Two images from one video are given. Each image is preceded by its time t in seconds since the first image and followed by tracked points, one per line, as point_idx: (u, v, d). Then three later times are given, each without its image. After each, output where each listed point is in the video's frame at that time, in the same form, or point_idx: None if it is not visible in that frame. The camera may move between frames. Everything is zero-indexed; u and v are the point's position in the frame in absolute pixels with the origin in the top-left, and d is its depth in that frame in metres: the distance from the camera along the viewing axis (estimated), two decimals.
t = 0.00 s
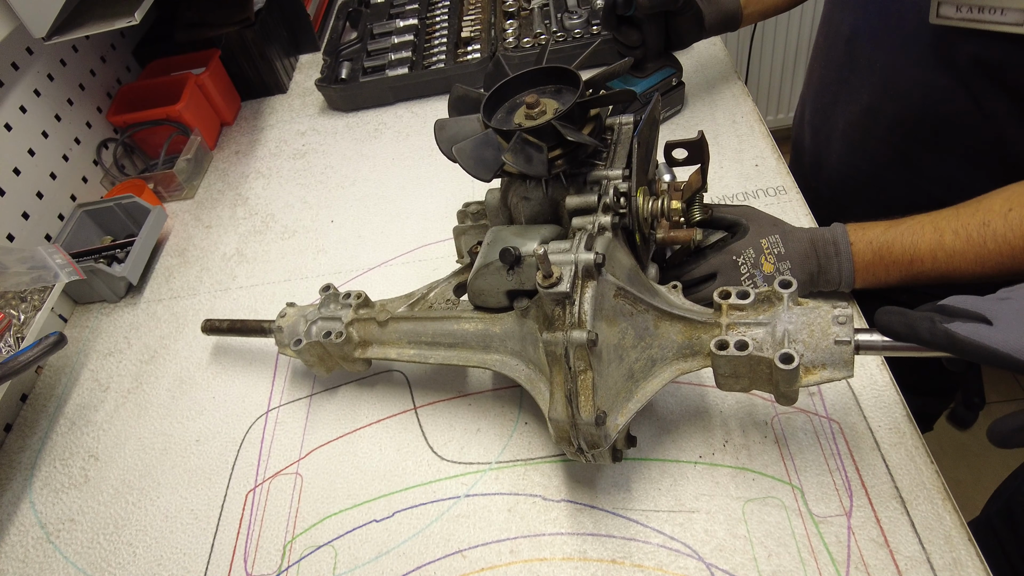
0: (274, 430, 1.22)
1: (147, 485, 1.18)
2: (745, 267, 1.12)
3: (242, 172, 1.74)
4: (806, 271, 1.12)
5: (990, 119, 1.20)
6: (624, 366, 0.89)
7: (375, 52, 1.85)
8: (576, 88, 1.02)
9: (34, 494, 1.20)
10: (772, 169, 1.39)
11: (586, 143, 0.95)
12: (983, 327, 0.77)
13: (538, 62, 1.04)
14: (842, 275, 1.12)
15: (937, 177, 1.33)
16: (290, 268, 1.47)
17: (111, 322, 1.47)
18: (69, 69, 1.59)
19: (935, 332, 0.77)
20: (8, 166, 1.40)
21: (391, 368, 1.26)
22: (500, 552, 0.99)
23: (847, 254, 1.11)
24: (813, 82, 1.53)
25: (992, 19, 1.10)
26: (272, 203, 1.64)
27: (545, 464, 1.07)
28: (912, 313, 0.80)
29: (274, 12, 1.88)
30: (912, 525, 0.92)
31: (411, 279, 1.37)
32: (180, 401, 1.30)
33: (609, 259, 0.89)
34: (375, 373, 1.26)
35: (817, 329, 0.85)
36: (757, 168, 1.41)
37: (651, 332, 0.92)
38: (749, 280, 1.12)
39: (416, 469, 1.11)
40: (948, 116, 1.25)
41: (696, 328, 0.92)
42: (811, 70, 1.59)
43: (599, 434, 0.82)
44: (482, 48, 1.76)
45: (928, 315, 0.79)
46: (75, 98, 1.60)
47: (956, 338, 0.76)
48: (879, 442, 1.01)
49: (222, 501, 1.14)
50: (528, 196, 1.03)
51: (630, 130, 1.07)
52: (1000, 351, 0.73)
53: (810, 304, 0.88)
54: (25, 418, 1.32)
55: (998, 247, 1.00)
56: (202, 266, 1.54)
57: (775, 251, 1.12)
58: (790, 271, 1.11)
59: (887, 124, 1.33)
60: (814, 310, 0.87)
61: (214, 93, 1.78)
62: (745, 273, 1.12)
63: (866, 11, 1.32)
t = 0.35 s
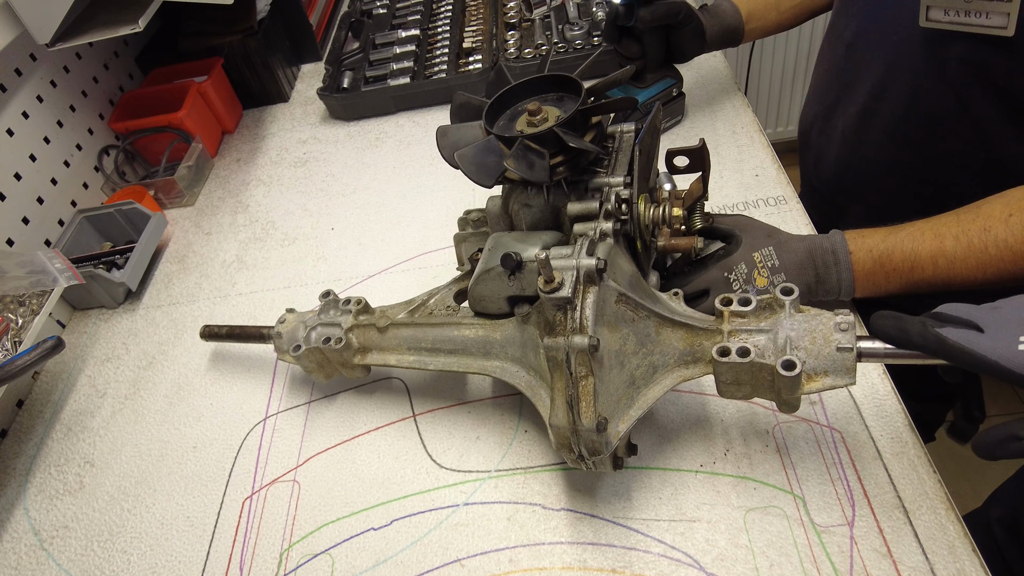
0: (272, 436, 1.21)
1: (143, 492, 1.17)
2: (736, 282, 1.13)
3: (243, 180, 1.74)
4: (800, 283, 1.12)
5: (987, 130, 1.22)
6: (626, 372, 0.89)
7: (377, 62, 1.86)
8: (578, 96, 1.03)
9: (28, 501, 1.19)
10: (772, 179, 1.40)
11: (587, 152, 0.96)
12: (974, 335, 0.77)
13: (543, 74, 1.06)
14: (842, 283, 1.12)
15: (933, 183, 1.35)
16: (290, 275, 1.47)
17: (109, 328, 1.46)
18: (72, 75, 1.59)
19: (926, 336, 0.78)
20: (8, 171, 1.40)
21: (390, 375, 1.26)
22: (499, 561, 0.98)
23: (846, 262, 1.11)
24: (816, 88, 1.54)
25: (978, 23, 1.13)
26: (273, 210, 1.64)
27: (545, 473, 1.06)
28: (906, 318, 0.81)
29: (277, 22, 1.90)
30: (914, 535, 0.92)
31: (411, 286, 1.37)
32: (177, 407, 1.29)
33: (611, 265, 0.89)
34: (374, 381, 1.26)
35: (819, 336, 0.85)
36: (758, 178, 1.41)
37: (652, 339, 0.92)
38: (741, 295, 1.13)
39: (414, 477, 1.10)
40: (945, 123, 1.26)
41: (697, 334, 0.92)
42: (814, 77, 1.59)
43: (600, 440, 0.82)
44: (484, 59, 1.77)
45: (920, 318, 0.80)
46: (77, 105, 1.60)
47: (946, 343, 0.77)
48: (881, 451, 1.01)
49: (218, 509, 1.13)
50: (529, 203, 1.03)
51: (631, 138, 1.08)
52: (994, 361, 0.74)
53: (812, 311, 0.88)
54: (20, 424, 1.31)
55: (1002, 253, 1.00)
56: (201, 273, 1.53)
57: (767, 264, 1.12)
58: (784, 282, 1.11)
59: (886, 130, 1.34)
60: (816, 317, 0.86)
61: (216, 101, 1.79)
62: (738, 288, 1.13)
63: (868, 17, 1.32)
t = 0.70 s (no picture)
0: (263, 444, 1.19)
1: (131, 499, 1.15)
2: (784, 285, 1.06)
3: (240, 185, 1.73)
4: (827, 286, 1.09)
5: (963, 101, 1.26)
6: (623, 381, 0.87)
7: (376, 69, 1.86)
8: (576, 102, 1.03)
9: (14, 508, 1.17)
10: (772, 189, 1.39)
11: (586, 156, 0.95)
12: (981, 326, 0.79)
13: (541, 80, 1.05)
14: (853, 284, 1.09)
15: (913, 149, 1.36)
16: (285, 280, 1.46)
17: (102, 333, 1.44)
18: (70, 79, 1.59)
19: (931, 331, 0.81)
20: (3, 174, 1.39)
21: (384, 384, 1.24)
22: (493, 573, 0.96)
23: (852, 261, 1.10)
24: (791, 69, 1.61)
25: None
26: (270, 216, 1.64)
27: (541, 483, 1.05)
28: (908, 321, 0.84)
29: (276, 29, 1.90)
30: (917, 549, 0.90)
31: (407, 293, 1.36)
32: (169, 413, 1.27)
33: (609, 271, 0.88)
34: (368, 389, 1.24)
35: (820, 345, 0.83)
36: (757, 188, 1.41)
37: (650, 346, 0.91)
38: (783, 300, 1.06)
39: (408, 486, 1.08)
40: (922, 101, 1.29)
41: (696, 342, 0.91)
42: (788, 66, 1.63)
43: (596, 450, 0.80)
44: (483, 67, 1.78)
45: (923, 316, 0.84)
46: (74, 109, 1.60)
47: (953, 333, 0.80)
48: (882, 463, 0.99)
49: (208, 517, 1.11)
50: (526, 209, 1.02)
51: (629, 145, 1.07)
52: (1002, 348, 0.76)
53: (812, 320, 0.87)
54: (8, 429, 1.29)
55: (990, 203, 1.00)
56: (196, 278, 1.52)
57: (801, 267, 1.08)
58: (815, 286, 1.08)
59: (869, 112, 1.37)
60: (816, 325, 0.85)
61: (214, 108, 1.78)
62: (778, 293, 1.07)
63: None
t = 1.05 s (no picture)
0: (256, 445, 1.18)
1: (121, 499, 1.13)
2: (759, 292, 1.06)
3: (238, 187, 1.73)
4: (820, 297, 1.08)
5: (942, 79, 1.33)
6: (621, 382, 0.87)
7: (376, 73, 1.87)
8: (576, 104, 1.02)
9: (2, 507, 1.15)
10: (771, 195, 1.39)
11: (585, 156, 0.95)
12: (1000, 353, 0.72)
13: (540, 81, 1.05)
14: (852, 288, 1.09)
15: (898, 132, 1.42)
16: (282, 281, 1.45)
17: (96, 332, 1.43)
18: (69, 78, 1.59)
19: (948, 358, 0.73)
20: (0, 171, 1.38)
21: (380, 387, 1.23)
22: None
23: (843, 267, 1.11)
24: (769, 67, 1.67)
25: None
26: (268, 217, 1.63)
27: (536, 487, 1.03)
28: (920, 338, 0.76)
29: (276, 33, 1.91)
30: (917, 557, 0.89)
31: (404, 295, 1.35)
32: (162, 413, 1.26)
33: (607, 271, 0.88)
34: (364, 391, 1.23)
35: (820, 348, 0.83)
36: (756, 195, 1.40)
37: (648, 348, 0.90)
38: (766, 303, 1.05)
39: (402, 489, 1.07)
40: (918, 92, 1.36)
41: (695, 344, 0.90)
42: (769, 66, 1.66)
43: (593, 451, 0.79)
44: (484, 72, 1.78)
45: (937, 336, 0.76)
46: (73, 108, 1.60)
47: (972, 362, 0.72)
48: (882, 470, 0.98)
49: (198, 517, 1.09)
50: (525, 211, 1.02)
51: (629, 147, 1.07)
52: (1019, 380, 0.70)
53: (811, 323, 0.86)
54: None
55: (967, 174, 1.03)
56: (192, 278, 1.51)
57: (784, 278, 1.09)
58: (805, 294, 1.07)
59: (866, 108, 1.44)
60: (816, 328, 0.85)
61: (214, 109, 1.78)
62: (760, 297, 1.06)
63: None
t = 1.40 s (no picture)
0: (245, 448, 1.15)
1: (106, 501, 1.11)
2: (757, 295, 1.07)
3: (234, 188, 1.72)
4: (823, 300, 1.08)
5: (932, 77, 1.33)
6: (616, 387, 0.85)
7: (376, 77, 1.86)
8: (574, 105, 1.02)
9: None
10: (771, 202, 1.38)
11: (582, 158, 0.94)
12: (975, 351, 0.76)
13: (536, 81, 1.04)
14: (855, 288, 1.09)
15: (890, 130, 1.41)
16: (276, 283, 1.44)
17: (86, 332, 1.41)
18: (66, 76, 1.58)
19: (926, 355, 0.76)
20: None
21: (372, 390, 1.20)
22: None
23: (844, 269, 1.10)
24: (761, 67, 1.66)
25: None
26: (263, 219, 1.62)
27: (529, 495, 1.01)
28: (899, 338, 0.79)
29: (276, 35, 1.91)
30: (918, 571, 0.87)
31: (399, 298, 1.34)
32: (150, 415, 1.24)
33: (603, 274, 0.86)
34: (355, 394, 1.21)
35: (820, 354, 0.81)
36: (756, 201, 1.39)
37: (644, 352, 0.88)
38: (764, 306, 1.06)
39: (392, 494, 1.04)
40: (912, 90, 1.36)
41: (691, 349, 0.88)
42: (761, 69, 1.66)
43: (587, 457, 0.77)
44: (483, 77, 1.78)
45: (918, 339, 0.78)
46: (69, 106, 1.59)
47: (947, 359, 0.75)
48: (882, 481, 0.96)
49: (184, 521, 1.07)
50: (521, 212, 1.01)
51: (627, 150, 1.06)
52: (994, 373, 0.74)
53: (811, 329, 0.84)
54: None
55: (952, 156, 1.04)
56: (185, 279, 1.50)
57: (784, 282, 1.10)
58: (806, 297, 1.08)
59: (860, 109, 1.42)
60: (816, 333, 0.83)
61: (212, 110, 1.78)
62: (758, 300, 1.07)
63: None
